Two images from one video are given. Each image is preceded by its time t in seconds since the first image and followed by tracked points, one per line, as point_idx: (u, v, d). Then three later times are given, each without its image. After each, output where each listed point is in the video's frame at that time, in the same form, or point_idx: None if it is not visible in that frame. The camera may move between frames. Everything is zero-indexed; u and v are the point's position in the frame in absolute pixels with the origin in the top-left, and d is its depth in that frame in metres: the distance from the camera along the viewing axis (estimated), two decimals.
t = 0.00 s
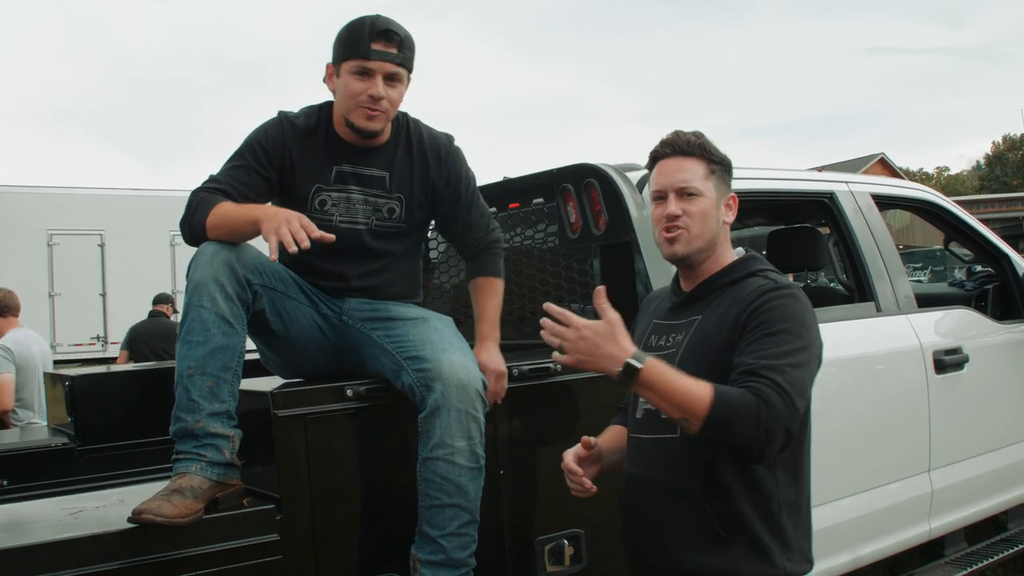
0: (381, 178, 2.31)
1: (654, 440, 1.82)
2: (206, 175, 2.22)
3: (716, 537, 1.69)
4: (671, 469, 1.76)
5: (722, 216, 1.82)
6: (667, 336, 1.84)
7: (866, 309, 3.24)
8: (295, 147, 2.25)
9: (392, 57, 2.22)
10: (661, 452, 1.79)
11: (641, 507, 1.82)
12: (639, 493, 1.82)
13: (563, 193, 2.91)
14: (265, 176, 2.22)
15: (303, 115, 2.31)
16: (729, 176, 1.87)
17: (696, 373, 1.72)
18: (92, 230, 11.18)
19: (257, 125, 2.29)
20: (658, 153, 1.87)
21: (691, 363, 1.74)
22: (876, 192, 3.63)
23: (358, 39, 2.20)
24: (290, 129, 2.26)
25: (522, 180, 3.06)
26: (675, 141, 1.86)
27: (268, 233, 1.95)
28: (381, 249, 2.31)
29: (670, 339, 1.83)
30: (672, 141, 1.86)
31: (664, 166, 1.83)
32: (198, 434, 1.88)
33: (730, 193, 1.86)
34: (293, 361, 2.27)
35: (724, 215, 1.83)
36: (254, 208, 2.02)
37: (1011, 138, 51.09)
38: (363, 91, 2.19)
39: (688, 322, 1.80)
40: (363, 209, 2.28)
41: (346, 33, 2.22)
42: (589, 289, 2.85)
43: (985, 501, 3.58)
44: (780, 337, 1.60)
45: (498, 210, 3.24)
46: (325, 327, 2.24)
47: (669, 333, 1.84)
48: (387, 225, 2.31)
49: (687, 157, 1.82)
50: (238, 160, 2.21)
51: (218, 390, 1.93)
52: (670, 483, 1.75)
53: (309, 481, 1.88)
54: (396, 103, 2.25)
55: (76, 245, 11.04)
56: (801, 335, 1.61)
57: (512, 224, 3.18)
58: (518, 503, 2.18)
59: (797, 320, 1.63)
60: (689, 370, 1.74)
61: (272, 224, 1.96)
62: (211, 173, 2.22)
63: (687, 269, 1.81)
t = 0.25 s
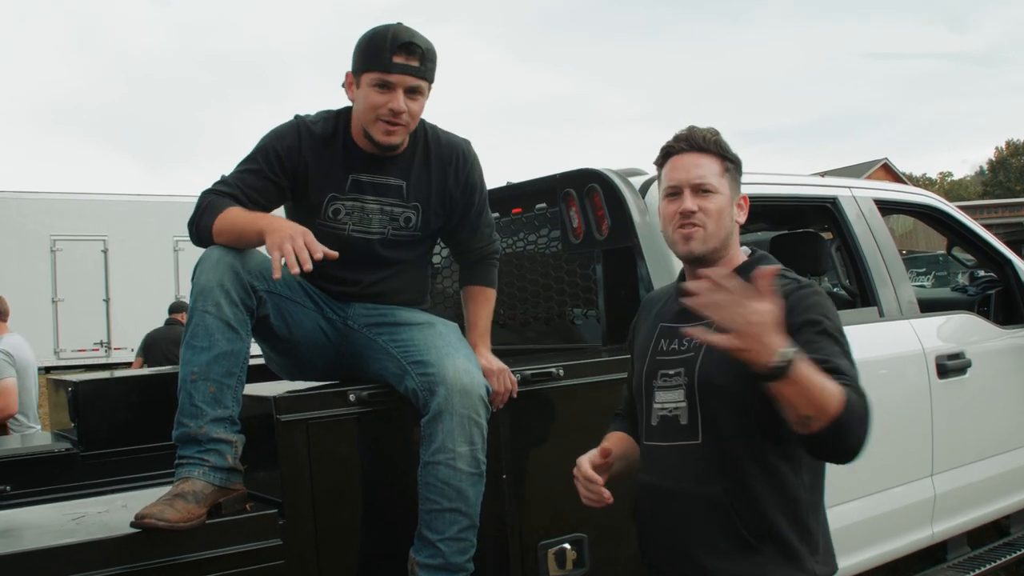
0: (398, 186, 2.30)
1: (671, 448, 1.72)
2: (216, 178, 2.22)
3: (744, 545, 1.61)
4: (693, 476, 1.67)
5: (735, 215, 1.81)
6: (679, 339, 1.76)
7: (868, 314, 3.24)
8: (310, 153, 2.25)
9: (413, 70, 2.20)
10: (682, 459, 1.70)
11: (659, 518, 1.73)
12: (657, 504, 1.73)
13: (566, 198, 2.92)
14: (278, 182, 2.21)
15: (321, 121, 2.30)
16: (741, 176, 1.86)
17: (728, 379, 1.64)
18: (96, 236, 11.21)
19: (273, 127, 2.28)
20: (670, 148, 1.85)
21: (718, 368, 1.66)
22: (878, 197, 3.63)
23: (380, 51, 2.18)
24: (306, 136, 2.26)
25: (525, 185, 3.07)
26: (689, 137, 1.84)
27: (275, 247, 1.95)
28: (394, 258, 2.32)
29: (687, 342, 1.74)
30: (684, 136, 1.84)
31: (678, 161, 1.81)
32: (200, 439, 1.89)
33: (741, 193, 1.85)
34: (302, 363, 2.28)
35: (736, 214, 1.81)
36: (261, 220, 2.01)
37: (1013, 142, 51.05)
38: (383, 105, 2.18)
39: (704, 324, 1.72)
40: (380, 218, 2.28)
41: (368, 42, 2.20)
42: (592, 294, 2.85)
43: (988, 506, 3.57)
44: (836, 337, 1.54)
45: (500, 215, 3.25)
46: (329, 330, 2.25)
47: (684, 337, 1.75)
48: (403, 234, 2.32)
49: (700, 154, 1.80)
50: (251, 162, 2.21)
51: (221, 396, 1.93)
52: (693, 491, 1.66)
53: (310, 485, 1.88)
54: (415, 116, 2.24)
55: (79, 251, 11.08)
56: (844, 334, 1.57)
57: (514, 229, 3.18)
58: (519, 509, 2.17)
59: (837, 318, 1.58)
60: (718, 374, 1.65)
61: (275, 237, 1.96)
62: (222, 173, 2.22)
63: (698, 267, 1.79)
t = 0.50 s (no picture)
0: (410, 180, 2.31)
1: (693, 456, 1.72)
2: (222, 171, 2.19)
3: (777, 551, 1.62)
4: (720, 485, 1.67)
5: (728, 219, 1.80)
6: (694, 346, 1.76)
7: (869, 313, 3.24)
8: (323, 151, 2.23)
9: (431, 73, 2.17)
10: (706, 467, 1.70)
11: (682, 528, 1.72)
12: (680, 514, 1.72)
13: (567, 197, 2.91)
14: (289, 181, 2.19)
15: (331, 118, 2.28)
16: (731, 175, 1.85)
17: (764, 388, 1.65)
18: (97, 234, 11.21)
19: (282, 124, 2.25)
20: (653, 159, 1.85)
21: (746, 377, 1.67)
22: (880, 196, 3.63)
23: (397, 55, 2.14)
24: (319, 135, 2.23)
25: (526, 184, 3.06)
26: (671, 145, 1.83)
27: (296, 262, 1.94)
28: (408, 250, 2.34)
29: (702, 348, 1.75)
30: (667, 145, 1.84)
31: (663, 174, 1.81)
32: (212, 439, 1.89)
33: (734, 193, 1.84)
34: (301, 358, 2.30)
35: (729, 217, 1.81)
36: (277, 225, 1.99)
37: (1015, 139, 50.99)
38: (401, 110, 2.15)
39: (722, 330, 1.73)
40: (396, 213, 2.28)
41: (382, 44, 2.15)
42: (593, 292, 2.85)
43: (990, 504, 3.57)
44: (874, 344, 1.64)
45: (501, 214, 3.24)
46: (333, 327, 2.26)
47: (698, 343, 1.76)
48: (420, 226, 2.33)
49: (686, 162, 1.80)
50: (260, 160, 2.18)
51: (232, 397, 1.94)
52: (722, 500, 1.66)
53: (312, 484, 1.88)
54: (431, 117, 2.22)
55: (81, 249, 11.08)
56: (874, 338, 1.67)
57: (516, 228, 3.18)
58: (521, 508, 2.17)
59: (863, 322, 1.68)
60: (748, 382, 1.66)
61: (296, 254, 1.95)
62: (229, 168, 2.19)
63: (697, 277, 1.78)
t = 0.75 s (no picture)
0: (408, 177, 2.31)
1: (704, 464, 1.71)
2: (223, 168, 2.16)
3: (790, 555, 1.63)
4: (734, 492, 1.67)
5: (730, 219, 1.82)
6: (700, 351, 1.74)
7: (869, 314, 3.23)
8: (327, 150, 2.21)
9: (430, 71, 2.17)
10: (718, 474, 1.69)
11: (694, 536, 1.71)
12: (692, 522, 1.71)
13: (568, 198, 2.91)
14: (292, 181, 2.17)
15: (330, 115, 2.26)
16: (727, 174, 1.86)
17: (778, 395, 1.65)
18: (98, 234, 11.22)
19: (282, 122, 2.21)
20: (652, 161, 1.82)
21: (761, 384, 1.66)
22: (880, 197, 3.63)
23: (396, 54, 2.13)
24: (323, 133, 2.21)
25: (527, 185, 3.06)
26: (670, 145, 1.81)
27: (326, 269, 2.02)
28: (405, 247, 2.35)
29: (710, 354, 1.73)
30: (665, 146, 1.82)
31: (667, 176, 1.79)
32: (218, 445, 1.89)
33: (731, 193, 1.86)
34: (299, 361, 2.29)
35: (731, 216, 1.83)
36: (300, 229, 2.04)
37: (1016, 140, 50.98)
38: (401, 109, 2.16)
39: (732, 335, 1.72)
40: (397, 211, 2.30)
41: (380, 43, 2.15)
42: (594, 293, 2.85)
43: (990, 505, 3.57)
44: (877, 347, 1.67)
45: (502, 215, 3.24)
46: (331, 330, 2.26)
47: (704, 349, 1.74)
48: (419, 223, 2.35)
49: (688, 163, 1.79)
50: (261, 159, 2.15)
51: (240, 404, 1.93)
52: (736, 507, 1.66)
53: (311, 485, 1.88)
54: (431, 115, 2.22)
55: (81, 250, 11.08)
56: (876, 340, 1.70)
57: (516, 229, 3.18)
58: (521, 509, 2.17)
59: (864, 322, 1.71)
60: (762, 388, 1.66)
61: (328, 260, 2.02)
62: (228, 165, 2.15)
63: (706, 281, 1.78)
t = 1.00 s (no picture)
0: (408, 178, 2.32)
1: (688, 464, 1.72)
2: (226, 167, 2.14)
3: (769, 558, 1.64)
4: (715, 494, 1.68)
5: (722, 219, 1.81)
6: (690, 351, 1.75)
7: (869, 315, 3.23)
8: (332, 150, 2.20)
9: (431, 72, 2.17)
10: (701, 475, 1.70)
11: (676, 536, 1.73)
12: (674, 522, 1.73)
13: (567, 199, 2.90)
14: (297, 181, 2.17)
15: (333, 114, 2.24)
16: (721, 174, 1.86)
17: (760, 398, 1.66)
18: (98, 235, 11.22)
19: (284, 121, 2.19)
20: (646, 159, 1.83)
21: (746, 387, 1.66)
22: (880, 198, 3.63)
23: (397, 54, 2.13)
24: (328, 132, 2.20)
25: (526, 185, 3.05)
26: (663, 144, 1.81)
27: (337, 276, 2.02)
28: (401, 246, 2.37)
29: (698, 355, 1.74)
30: (658, 144, 1.82)
31: (658, 174, 1.79)
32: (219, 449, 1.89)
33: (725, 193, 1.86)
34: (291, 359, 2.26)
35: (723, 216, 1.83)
36: (311, 235, 2.04)
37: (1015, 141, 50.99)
38: (401, 109, 2.15)
39: (720, 337, 1.72)
40: (397, 211, 2.31)
41: (382, 43, 2.14)
42: (594, 293, 2.85)
43: (989, 506, 3.56)
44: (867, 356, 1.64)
45: (502, 215, 3.24)
46: (324, 330, 2.24)
47: (694, 349, 1.75)
48: (417, 222, 2.37)
49: (680, 162, 1.79)
50: (266, 159, 2.13)
51: (242, 408, 1.93)
52: (718, 510, 1.67)
53: (310, 485, 1.88)
54: (431, 116, 2.22)
55: (81, 250, 11.08)
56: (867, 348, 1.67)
57: (516, 229, 3.18)
58: (520, 510, 2.17)
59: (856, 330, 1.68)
60: (746, 392, 1.66)
61: (338, 266, 2.03)
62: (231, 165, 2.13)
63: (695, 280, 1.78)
